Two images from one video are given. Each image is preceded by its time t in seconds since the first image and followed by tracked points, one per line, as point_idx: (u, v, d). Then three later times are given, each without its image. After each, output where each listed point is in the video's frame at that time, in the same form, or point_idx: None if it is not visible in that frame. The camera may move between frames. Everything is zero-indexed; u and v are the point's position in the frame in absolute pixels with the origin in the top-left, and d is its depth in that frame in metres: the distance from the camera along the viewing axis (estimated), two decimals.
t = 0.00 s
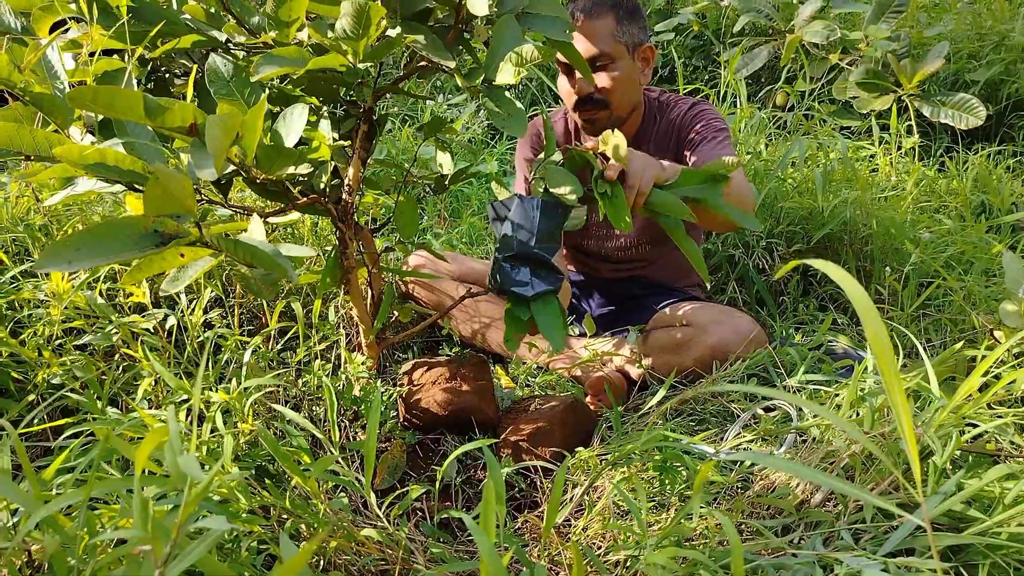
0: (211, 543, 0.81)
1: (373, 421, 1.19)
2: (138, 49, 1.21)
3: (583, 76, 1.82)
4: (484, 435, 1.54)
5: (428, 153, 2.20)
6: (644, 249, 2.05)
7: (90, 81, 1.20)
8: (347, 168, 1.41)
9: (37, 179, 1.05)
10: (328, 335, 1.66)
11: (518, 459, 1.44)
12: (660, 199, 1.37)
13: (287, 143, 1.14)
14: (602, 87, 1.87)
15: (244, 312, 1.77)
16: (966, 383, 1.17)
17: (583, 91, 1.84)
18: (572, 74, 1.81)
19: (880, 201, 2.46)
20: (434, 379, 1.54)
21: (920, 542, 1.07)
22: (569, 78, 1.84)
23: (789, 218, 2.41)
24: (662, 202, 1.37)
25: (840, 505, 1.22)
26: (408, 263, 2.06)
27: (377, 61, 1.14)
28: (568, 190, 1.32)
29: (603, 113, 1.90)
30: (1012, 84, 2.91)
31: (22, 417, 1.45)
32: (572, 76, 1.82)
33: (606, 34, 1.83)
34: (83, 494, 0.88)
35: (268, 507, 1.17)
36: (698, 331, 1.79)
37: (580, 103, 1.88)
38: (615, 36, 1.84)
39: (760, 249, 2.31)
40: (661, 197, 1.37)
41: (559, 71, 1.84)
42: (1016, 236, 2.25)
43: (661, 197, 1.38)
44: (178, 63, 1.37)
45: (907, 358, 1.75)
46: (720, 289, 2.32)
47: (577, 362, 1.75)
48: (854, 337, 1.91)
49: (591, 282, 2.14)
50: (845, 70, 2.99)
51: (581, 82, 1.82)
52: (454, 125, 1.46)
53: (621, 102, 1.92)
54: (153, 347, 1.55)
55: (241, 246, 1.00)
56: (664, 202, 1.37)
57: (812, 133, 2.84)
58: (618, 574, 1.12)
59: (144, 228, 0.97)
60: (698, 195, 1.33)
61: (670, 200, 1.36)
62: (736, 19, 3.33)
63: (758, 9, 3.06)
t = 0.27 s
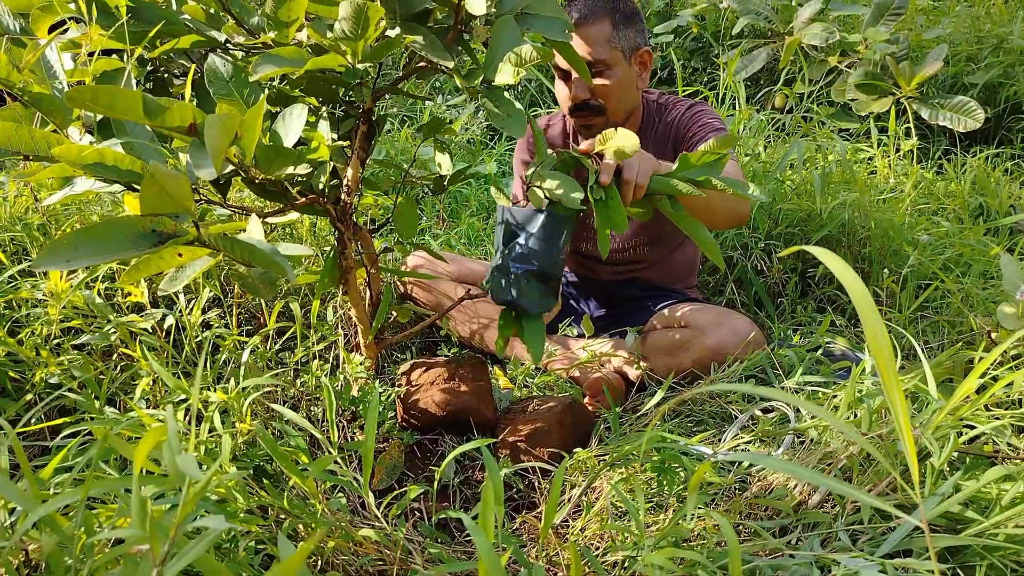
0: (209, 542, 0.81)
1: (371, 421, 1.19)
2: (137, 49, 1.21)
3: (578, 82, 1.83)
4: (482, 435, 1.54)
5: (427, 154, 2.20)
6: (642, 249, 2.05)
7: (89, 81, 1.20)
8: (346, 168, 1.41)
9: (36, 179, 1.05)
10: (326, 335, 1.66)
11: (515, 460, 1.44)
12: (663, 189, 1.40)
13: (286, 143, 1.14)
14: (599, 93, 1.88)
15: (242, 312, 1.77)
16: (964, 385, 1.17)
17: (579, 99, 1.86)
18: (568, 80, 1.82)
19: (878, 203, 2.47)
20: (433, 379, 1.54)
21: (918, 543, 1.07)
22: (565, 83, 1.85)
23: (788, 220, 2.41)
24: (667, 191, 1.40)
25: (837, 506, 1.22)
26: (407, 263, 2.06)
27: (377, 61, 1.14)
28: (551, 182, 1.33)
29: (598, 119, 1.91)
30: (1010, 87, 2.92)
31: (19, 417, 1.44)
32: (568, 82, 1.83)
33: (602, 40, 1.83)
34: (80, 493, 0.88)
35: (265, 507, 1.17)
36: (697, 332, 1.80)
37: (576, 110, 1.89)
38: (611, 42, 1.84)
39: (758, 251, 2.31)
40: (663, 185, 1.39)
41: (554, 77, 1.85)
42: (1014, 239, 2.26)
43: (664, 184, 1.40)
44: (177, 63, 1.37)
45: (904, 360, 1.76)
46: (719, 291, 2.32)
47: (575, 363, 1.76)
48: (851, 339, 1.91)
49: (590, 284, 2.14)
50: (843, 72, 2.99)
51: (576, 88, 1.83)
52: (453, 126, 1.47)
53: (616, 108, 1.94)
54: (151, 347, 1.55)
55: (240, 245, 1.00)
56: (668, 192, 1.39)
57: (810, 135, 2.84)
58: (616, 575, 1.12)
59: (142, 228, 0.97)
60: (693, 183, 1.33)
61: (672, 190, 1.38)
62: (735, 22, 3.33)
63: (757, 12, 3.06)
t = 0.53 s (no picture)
0: (208, 542, 0.80)
1: (370, 420, 1.19)
2: (137, 47, 1.21)
3: (578, 83, 1.83)
4: (482, 435, 1.54)
5: (427, 153, 2.20)
6: (641, 250, 2.06)
7: (88, 79, 1.20)
8: (346, 168, 1.41)
9: (35, 177, 1.05)
10: (325, 335, 1.66)
11: (515, 460, 1.44)
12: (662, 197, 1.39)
13: (285, 142, 1.14)
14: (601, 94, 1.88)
15: (241, 312, 1.76)
16: (964, 385, 1.17)
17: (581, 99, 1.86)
18: (568, 80, 1.82)
19: (878, 204, 2.46)
20: (432, 379, 1.54)
21: (918, 543, 1.07)
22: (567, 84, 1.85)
23: (787, 221, 2.41)
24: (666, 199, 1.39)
25: (837, 507, 1.22)
26: (406, 263, 2.05)
27: (377, 61, 1.15)
28: (544, 178, 1.34)
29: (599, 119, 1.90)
30: (1010, 88, 2.92)
31: (17, 416, 1.44)
32: (568, 82, 1.83)
33: (605, 40, 1.83)
34: (79, 492, 0.88)
35: (265, 507, 1.17)
36: (696, 332, 1.80)
37: (577, 110, 1.89)
38: (613, 43, 1.84)
39: (758, 251, 2.31)
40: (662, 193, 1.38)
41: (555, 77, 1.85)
42: (1014, 240, 2.26)
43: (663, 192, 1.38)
44: (176, 62, 1.37)
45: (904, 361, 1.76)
46: (718, 291, 2.32)
47: (575, 363, 1.75)
48: (851, 340, 1.91)
49: (585, 285, 2.13)
50: (843, 73, 2.99)
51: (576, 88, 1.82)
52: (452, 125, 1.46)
53: (617, 109, 1.94)
54: (150, 346, 1.55)
55: (239, 245, 1.00)
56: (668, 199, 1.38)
57: (810, 136, 2.84)
58: None
59: (140, 227, 0.97)
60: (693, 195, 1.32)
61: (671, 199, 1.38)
62: (735, 22, 3.34)
63: (757, 12, 3.06)
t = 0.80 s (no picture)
0: (209, 544, 0.80)
1: (371, 422, 1.18)
2: (136, 49, 1.21)
3: (574, 82, 1.81)
4: (483, 436, 1.54)
5: (427, 154, 2.20)
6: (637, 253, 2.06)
7: (88, 81, 1.20)
8: (346, 169, 1.40)
9: (35, 179, 1.05)
10: (326, 336, 1.66)
11: (516, 461, 1.44)
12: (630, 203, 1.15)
13: (285, 143, 1.14)
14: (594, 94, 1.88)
15: (242, 313, 1.76)
16: (965, 385, 1.16)
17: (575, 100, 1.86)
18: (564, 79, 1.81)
19: (879, 203, 2.46)
20: (433, 380, 1.54)
21: (919, 544, 1.07)
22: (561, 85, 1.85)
23: (788, 220, 2.41)
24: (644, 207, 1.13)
25: (838, 507, 1.22)
26: (407, 264, 2.05)
27: (376, 62, 1.15)
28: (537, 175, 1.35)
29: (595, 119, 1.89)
30: (1011, 87, 2.92)
31: (19, 418, 1.44)
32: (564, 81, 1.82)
33: (599, 40, 1.84)
34: (80, 494, 0.88)
35: (266, 508, 1.17)
36: (697, 332, 1.80)
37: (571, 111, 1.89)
38: (607, 43, 1.85)
39: (758, 251, 2.31)
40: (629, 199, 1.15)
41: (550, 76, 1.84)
42: (1015, 239, 2.26)
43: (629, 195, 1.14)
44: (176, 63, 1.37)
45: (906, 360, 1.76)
46: (719, 291, 2.32)
47: (576, 364, 1.75)
48: (852, 340, 1.91)
49: (583, 285, 2.12)
50: (844, 72, 2.99)
51: (573, 87, 1.81)
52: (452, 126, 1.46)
53: (611, 109, 1.94)
54: (151, 348, 1.55)
55: (240, 246, 1.00)
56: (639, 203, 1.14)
57: (810, 135, 2.84)
58: None
59: (141, 229, 0.97)
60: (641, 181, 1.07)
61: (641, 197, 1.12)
62: (735, 22, 3.33)
63: (757, 12, 3.06)
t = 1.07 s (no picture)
0: (206, 543, 0.80)
1: (368, 422, 1.18)
2: (133, 48, 1.20)
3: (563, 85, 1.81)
4: (480, 436, 1.54)
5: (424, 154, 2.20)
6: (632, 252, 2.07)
7: (85, 80, 1.19)
8: (343, 168, 1.40)
9: (31, 178, 1.04)
10: (323, 336, 1.66)
11: (513, 461, 1.44)
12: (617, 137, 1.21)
13: (283, 143, 1.13)
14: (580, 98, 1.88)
15: (239, 313, 1.76)
16: (962, 386, 1.17)
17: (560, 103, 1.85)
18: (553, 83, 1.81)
19: (876, 204, 2.47)
20: (430, 380, 1.54)
21: (916, 544, 1.07)
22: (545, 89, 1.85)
23: (786, 221, 2.41)
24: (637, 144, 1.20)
25: (835, 507, 1.22)
26: (404, 264, 2.05)
27: (373, 61, 1.15)
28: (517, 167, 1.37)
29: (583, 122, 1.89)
30: (1007, 89, 2.92)
31: (15, 417, 1.44)
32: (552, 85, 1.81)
33: (585, 43, 1.85)
34: (76, 494, 0.87)
35: (262, 508, 1.16)
36: (696, 333, 1.80)
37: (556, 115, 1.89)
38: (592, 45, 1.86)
39: (755, 251, 2.31)
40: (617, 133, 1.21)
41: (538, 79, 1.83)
42: (1012, 240, 2.26)
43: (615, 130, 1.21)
44: (173, 62, 1.37)
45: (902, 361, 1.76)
46: (717, 291, 2.32)
47: (574, 364, 1.75)
48: (849, 341, 1.91)
49: (580, 285, 2.13)
50: (841, 73, 3.00)
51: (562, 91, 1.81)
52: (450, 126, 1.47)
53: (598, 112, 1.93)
54: (148, 347, 1.55)
55: (237, 245, 0.99)
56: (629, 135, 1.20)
57: (808, 136, 2.84)
58: None
59: (139, 228, 0.97)
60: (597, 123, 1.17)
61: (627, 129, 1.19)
62: (733, 22, 3.34)
63: (755, 13, 3.07)
